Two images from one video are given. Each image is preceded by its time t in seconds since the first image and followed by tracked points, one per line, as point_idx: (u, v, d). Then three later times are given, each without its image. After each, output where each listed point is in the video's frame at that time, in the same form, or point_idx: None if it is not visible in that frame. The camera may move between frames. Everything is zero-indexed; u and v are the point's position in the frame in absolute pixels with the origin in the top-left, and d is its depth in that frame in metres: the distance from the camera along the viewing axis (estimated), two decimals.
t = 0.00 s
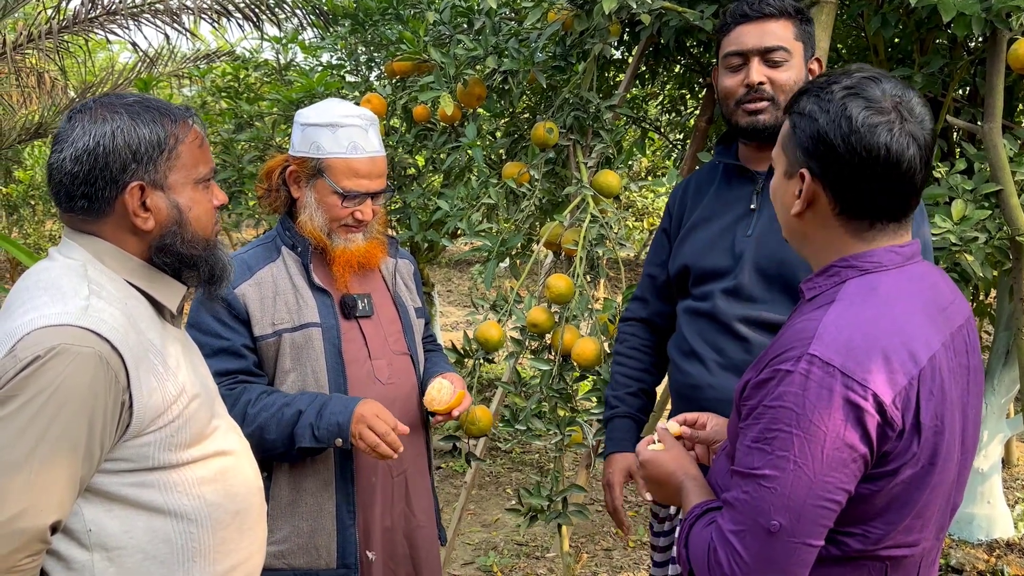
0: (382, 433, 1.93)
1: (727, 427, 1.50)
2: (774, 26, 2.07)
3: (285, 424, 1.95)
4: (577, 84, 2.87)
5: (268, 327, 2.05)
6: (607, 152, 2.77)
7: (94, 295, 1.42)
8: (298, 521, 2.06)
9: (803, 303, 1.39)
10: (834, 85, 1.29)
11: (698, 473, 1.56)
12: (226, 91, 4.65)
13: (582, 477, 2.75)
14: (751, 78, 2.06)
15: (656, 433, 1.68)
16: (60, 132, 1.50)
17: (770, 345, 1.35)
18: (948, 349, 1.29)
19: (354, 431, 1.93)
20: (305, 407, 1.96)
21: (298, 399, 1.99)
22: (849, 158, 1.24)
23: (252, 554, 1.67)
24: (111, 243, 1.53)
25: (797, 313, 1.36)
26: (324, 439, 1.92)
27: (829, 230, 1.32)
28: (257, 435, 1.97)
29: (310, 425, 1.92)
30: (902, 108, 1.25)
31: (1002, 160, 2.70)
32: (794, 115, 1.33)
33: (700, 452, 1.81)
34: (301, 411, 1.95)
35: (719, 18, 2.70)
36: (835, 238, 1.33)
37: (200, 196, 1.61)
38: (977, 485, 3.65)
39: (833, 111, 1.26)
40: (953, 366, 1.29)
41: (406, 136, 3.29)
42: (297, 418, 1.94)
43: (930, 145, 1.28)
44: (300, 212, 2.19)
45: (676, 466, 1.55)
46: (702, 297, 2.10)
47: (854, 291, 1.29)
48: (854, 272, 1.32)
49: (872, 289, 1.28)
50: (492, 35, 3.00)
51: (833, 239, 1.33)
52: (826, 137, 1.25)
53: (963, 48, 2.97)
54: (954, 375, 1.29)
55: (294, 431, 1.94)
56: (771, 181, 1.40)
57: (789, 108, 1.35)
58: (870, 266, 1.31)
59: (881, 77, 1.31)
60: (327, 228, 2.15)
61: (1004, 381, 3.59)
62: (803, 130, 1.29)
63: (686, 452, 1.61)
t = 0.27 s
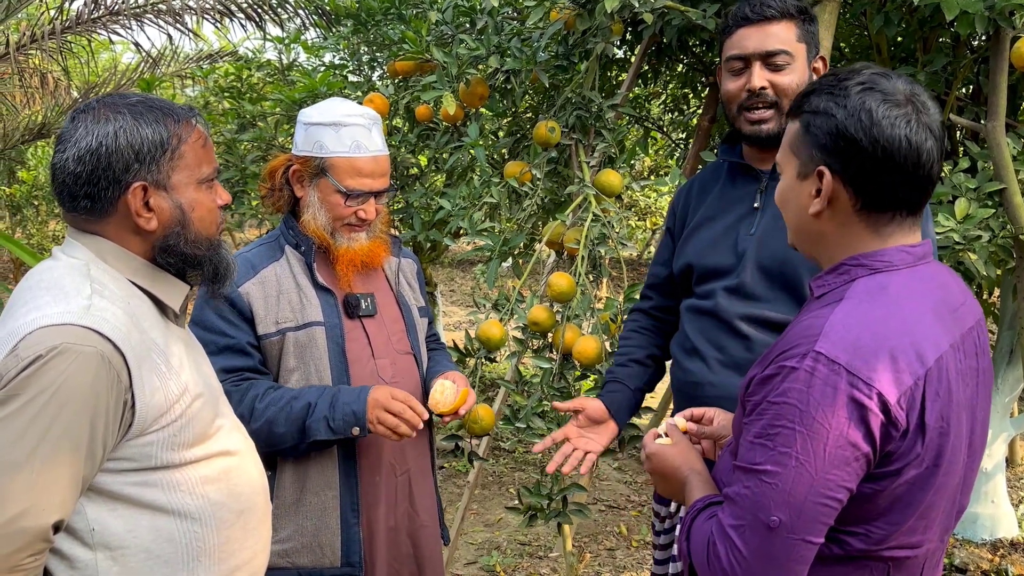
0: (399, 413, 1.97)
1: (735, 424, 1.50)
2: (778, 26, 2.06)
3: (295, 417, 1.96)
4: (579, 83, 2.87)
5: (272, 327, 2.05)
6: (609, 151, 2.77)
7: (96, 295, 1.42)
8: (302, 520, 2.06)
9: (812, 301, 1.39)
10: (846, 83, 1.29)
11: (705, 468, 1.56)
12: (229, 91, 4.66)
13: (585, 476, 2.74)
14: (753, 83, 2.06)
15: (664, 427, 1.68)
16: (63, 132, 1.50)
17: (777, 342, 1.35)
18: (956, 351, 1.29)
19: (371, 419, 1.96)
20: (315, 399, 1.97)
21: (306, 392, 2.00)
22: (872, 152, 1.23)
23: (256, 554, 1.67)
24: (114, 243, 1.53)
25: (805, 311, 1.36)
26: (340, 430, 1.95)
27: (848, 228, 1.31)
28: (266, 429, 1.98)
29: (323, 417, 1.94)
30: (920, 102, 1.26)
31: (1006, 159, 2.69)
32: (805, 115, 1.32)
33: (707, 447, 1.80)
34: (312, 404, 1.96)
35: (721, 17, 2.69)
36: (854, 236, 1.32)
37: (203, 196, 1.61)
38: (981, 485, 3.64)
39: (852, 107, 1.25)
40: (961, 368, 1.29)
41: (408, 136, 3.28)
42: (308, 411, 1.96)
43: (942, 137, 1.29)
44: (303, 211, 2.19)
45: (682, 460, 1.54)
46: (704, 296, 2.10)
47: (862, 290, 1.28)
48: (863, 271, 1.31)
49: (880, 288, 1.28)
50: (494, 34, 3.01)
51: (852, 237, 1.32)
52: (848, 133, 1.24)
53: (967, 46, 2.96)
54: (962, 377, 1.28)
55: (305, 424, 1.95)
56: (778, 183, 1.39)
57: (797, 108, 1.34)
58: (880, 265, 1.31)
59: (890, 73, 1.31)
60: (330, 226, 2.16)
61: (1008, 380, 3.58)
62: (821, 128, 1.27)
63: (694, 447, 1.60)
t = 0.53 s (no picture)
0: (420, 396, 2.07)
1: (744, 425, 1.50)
2: (784, 24, 2.06)
3: (316, 403, 1.98)
4: (582, 83, 2.87)
5: (279, 326, 2.06)
6: (612, 151, 2.77)
7: (102, 294, 1.43)
8: (307, 519, 2.06)
9: (820, 300, 1.39)
10: (858, 83, 1.30)
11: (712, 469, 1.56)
12: (232, 91, 4.66)
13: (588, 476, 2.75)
14: (759, 77, 2.06)
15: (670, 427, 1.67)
16: (68, 133, 1.51)
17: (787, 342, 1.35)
18: (966, 347, 1.29)
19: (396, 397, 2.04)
20: (335, 385, 2.01)
21: (321, 381, 2.03)
22: (899, 148, 1.24)
23: (262, 554, 1.67)
24: (118, 243, 1.53)
25: (814, 310, 1.36)
26: (368, 411, 2.01)
27: (867, 227, 1.31)
28: (285, 416, 1.97)
29: (350, 401, 2.00)
30: (932, 100, 1.28)
31: (1010, 158, 2.69)
32: (818, 116, 1.30)
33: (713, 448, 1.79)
34: (333, 390, 2.00)
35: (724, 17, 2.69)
36: (873, 235, 1.32)
37: (207, 196, 1.61)
38: (985, 485, 3.64)
39: (874, 107, 1.25)
40: (970, 364, 1.29)
41: (411, 136, 3.29)
42: (330, 397, 1.99)
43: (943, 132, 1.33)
44: (306, 211, 2.19)
45: (692, 463, 1.54)
46: (711, 296, 2.10)
47: (871, 288, 1.28)
48: (872, 269, 1.31)
49: (889, 286, 1.28)
50: (497, 35, 3.02)
51: (869, 238, 1.32)
52: (874, 133, 1.24)
53: (970, 45, 2.96)
54: (972, 373, 1.29)
55: (329, 409, 1.98)
56: (784, 187, 1.36)
57: (805, 109, 1.33)
58: (888, 264, 1.31)
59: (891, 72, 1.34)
60: (333, 227, 2.16)
61: (1013, 380, 3.57)
62: (842, 128, 1.26)
63: (701, 448, 1.60)
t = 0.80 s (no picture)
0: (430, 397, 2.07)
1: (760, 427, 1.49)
2: (791, 22, 2.05)
3: (327, 401, 1.98)
4: (587, 84, 2.86)
5: (288, 326, 2.06)
6: (617, 152, 2.77)
7: (110, 293, 1.43)
8: (314, 520, 2.06)
9: (836, 301, 1.38)
10: (872, 82, 1.30)
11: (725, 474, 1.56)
12: (236, 92, 4.66)
13: (594, 477, 2.74)
14: (763, 76, 2.05)
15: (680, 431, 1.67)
16: (75, 134, 1.51)
17: (806, 345, 1.34)
18: (984, 348, 1.29)
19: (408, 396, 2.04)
20: (347, 383, 2.02)
21: (333, 378, 2.03)
22: (921, 145, 1.24)
23: (269, 554, 1.67)
24: (125, 243, 1.53)
25: (831, 312, 1.36)
26: (379, 409, 2.01)
27: (887, 227, 1.31)
28: (298, 414, 1.97)
29: (362, 398, 2.00)
30: (945, 97, 1.30)
31: (1016, 158, 2.68)
32: (835, 116, 1.29)
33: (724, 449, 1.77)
34: (345, 387, 2.00)
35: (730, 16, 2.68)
36: (894, 234, 1.31)
37: (214, 196, 1.61)
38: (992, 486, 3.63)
39: (893, 105, 1.25)
40: (989, 365, 1.29)
41: (415, 137, 3.29)
42: (342, 394, 1.99)
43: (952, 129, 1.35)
44: (313, 212, 2.19)
45: (702, 466, 1.54)
46: (719, 299, 2.10)
47: (890, 290, 1.28)
48: (890, 271, 1.31)
49: (907, 288, 1.28)
50: (502, 35, 3.02)
51: (890, 237, 1.31)
52: (895, 131, 1.24)
53: (976, 45, 2.95)
54: (990, 374, 1.28)
55: (341, 406, 1.98)
56: (800, 189, 1.35)
57: (819, 110, 1.32)
58: (905, 265, 1.31)
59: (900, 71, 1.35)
60: (339, 228, 2.15)
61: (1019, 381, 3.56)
62: (863, 127, 1.26)
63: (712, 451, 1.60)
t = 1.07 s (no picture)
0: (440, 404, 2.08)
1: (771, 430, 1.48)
2: (790, 25, 2.05)
3: (335, 407, 1.98)
4: (591, 84, 2.85)
5: (294, 327, 2.06)
6: (621, 152, 2.77)
7: (117, 295, 1.43)
8: (319, 522, 2.06)
9: (848, 302, 1.37)
10: (880, 82, 1.29)
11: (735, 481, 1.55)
12: (239, 93, 4.67)
13: (597, 478, 2.74)
14: (764, 81, 2.05)
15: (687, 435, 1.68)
16: (82, 135, 1.51)
17: (821, 349, 1.33)
18: (999, 350, 1.29)
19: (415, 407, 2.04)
20: (355, 388, 2.01)
21: (341, 382, 2.02)
22: (932, 143, 1.23)
23: (273, 556, 1.66)
24: (132, 244, 1.53)
25: (844, 314, 1.35)
26: (384, 418, 2.01)
27: (900, 226, 1.30)
28: (305, 419, 1.97)
29: (368, 406, 1.99)
30: (952, 96, 1.30)
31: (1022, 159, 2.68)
32: (844, 117, 1.29)
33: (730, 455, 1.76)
34: (351, 394, 1.99)
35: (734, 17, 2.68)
36: (908, 234, 1.30)
37: (220, 198, 1.61)
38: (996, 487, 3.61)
39: (903, 105, 1.25)
40: (1004, 366, 1.29)
41: (419, 138, 3.28)
42: (348, 401, 1.98)
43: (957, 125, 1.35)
44: (319, 212, 2.19)
45: (712, 472, 1.54)
46: (724, 301, 2.09)
47: (904, 292, 1.27)
48: (904, 272, 1.30)
49: (923, 288, 1.27)
50: (506, 35, 3.02)
51: (903, 237, 1.31)
52: (906, 130, 1.23)
53: (981, 45, 2.95)
54: (1005, 375, 1.28)
55: (348, 414, 1.98)
56: (810, 191, 1.34)
57: (826, 112, 1.31)
58: (917, 266, 1.30)
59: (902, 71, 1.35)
60: (345, 229, 2.15)
61: None
62: (873, 127, 1.25)
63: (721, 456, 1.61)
